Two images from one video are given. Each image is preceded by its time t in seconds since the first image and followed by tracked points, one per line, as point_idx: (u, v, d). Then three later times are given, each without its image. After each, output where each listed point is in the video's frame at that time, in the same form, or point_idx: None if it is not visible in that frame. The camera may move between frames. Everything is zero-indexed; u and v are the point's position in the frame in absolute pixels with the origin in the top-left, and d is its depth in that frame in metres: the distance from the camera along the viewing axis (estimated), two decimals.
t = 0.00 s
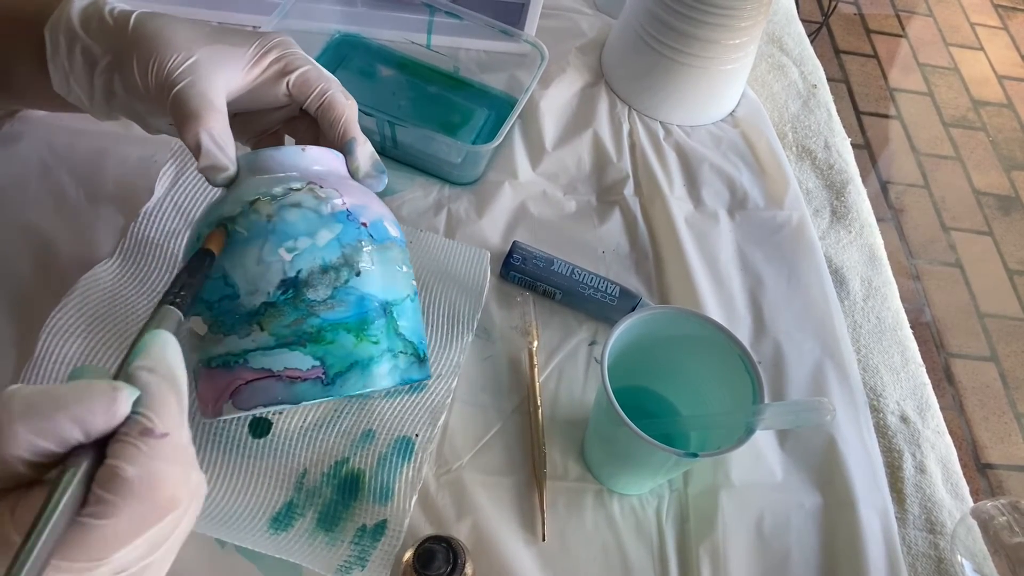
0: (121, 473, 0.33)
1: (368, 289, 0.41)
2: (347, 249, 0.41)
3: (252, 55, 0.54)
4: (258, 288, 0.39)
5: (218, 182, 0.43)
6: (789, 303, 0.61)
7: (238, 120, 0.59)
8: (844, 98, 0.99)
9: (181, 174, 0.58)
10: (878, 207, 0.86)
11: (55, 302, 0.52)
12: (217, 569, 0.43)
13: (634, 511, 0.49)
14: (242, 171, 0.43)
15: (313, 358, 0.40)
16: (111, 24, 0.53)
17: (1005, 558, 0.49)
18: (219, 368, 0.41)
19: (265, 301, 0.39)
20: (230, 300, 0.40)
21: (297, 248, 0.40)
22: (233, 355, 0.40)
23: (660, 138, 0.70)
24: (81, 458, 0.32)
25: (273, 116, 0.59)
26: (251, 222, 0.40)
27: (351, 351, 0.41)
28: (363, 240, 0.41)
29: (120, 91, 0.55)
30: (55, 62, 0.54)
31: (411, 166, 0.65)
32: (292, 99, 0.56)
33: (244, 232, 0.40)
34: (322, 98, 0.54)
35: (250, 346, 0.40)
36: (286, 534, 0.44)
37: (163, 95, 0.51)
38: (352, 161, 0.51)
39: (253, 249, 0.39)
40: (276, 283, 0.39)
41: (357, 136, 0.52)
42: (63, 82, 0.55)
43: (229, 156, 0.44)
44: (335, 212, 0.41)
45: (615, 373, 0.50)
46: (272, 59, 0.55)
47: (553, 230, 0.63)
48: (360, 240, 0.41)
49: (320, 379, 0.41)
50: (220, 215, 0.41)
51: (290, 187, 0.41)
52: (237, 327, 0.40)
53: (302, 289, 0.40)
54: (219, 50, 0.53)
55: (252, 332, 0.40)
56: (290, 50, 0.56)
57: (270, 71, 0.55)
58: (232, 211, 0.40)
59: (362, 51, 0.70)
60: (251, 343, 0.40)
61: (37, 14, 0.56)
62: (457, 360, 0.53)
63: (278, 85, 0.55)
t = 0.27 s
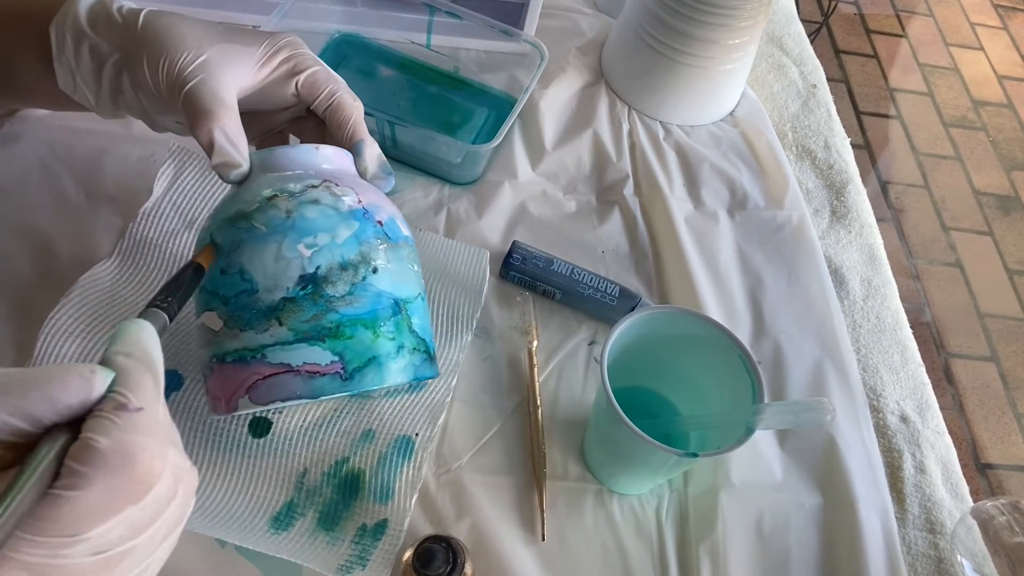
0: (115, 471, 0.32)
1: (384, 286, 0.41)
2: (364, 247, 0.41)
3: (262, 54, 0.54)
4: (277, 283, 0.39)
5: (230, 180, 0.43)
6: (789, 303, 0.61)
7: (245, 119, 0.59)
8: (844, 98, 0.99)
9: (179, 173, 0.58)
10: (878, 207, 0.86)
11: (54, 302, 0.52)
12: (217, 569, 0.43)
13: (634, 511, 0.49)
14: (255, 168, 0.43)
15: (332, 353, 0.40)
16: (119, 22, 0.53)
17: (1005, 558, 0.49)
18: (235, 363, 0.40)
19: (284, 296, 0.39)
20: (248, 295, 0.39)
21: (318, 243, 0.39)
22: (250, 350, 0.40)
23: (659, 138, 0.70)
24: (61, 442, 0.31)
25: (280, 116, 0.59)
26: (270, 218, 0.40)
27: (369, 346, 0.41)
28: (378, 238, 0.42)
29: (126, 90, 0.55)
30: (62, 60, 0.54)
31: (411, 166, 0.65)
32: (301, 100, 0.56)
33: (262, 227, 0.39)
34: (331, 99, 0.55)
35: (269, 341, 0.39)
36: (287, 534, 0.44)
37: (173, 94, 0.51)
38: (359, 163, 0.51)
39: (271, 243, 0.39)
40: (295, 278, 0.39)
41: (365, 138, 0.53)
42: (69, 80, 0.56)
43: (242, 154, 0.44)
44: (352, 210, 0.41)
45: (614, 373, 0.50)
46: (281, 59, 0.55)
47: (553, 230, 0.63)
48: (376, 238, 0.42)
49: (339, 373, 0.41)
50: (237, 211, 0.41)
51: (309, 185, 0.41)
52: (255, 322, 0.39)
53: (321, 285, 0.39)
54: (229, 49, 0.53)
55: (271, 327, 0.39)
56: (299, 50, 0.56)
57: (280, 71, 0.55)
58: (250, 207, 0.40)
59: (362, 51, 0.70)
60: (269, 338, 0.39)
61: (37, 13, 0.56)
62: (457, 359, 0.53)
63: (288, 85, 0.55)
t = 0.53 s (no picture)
0: (116, 471, 0.32)
1: (389, 287, 0.42)
2: (370, 248, 0.41)
3: (264, 55, 0.54)
4: (282, 284, 0.39)
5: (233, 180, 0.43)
6: (789, 303, 0.61)
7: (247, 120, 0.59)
8: (844, 97, 0.99)
9: (179, 173, 0.58)
10: (879, 207, 0.86)
11: (54, 302, 0.52)
12: (217, 569, 0.43)
13: (634, 511, 0.49)
14: (259, 168, 0.43)
15: (337, 354, 0.40)
16: (121, 22, 0.53)
17: (1005, 558, 0.49)
18: (239, 364, 0.40)
19: (289, 296, 0.39)
20: (253, 296, 0.39)
21: (324, 243, 0.39)
22: (254, 350, 0.40)
23: (659, 138, 0.70)
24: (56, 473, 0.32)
25: (282, 117, 0.59)
26: (275, 218, 0.39)
27: (374, 347, 0.41)
28: (383, 239, 0.42)
29: (129, 90, 0.55)
30: (64, 60, 0.54)
31: (411, 166, 0.65)
32: (303, 100, 0.57)
33: (267, 228, 0.39)
34: (333, 100, 0.55)
35: (274, 341, 0.40)
36: (289, 534, 0.44)
37: (177, 94, 0.51)
38: (362, 163, 0.51)
39: (276, 244, 0.39)
40: (300, 279, 0.39)
41: (368, 139, 0.53)
42: (71, 81, 0.55)
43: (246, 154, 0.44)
44: (358, 211, 0.41)
45: (615, 373, 0.50)
46: (284, 59, 0.55)
47: (554, 230, 0.63)
48: (381, 238, 0.42)
49: (345, 374, 0.41)
50: (241, 211, 0.40)
51: (314, 186, 0.41)
52: (260, 323, 0.39)
53: (327, 286, 0.39)
54: (232, 50, 0.53)
55: (276, 328, 0.39)
56: (301, 51, 0.56)
57: (282, 72, 0.55)
58: (255, 207, 0.40)
59: (363, 51, 0.70)
60: (274, 338, 0.39)
61: (37, 14, 0.56)
62: (457, 359, 0.53)
63: (291, 85, 0.55)
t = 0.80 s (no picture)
0: (115, 464, 0.32)
1: (392, 286, 0.42)
2: (374, 247, 0.41)
3: (267, 55, 0.54)
4: (286, 282, 0.39)
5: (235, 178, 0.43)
6: (789, 303, 0.61)
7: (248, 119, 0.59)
8: (844, 97, 0.99)
9: (178, 173, 0.58)
10: (879, 207, 0.86)
11: (54, 302, 0.52)
12: (217, 569, 0.43)
13: (634, 511, 0.49)
14: (261, 166, 0.43)
15: (341, 352, 0.40)
16: (124, 22, 0.53)
17: (1006, 558, 0.50)
18: (243, 361, 0.40)
19: (293, 295, 0.39)
20: (257, 293, 0.39)
21: (328, 241, 0.39)
22: (258, 348, 0.40)
23: (659, 138, 0.70)
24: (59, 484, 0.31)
25: (283, 116, 0.59)
26: (279, 217, 0.39)
27: (378, 345, 0.41)
28: (387, 238, 0.42)
29: (131, 89, 0.55)
30: (66, 60, 0.54)
31: (411, 166, 0.65)
32: (305, 100, 0.57)
33: (272, 226, 0.39)
34: (336, 100, 0.55)
35: (278, 339, 0.39)
36: (289, 534, 0.44)
37: (180, 94, 0.51)
38: (364, 163, 0.51)
39: (280, 242, 0.39)
40: (305, 277, 0.39)
41: (370, 138, 0.53)
42: (73, 81, 0.55)
43: (248, 152, 0.44)
44: (362, 210, 0.41)
45: (615, 373, 0.50)
46: (286, 59, 0.55)
47: (553, 230, 0.63)
48: (385, 237, 0.42)
49: (349, 372, 0.41)
50: (245, 208, 0.40)
51: (318, 184, 0.41)
52: (263, 321, 0.39)
53: (331, 284, 0.39)
54: (234, 49, 0.53)
55: (280, 326, 0.39)
56: (303, 51, 0.56)
57: (284, 72, 0.55)
58: (259, 205, 0.40)
59: (363, 51, 0.70)
60: (279, 336, 0.39)
61: (37, 14, 0.56)
62: (457, 359, 0.53)
63: (293, 85, 0.55)
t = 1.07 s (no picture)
0: (116, 461, 0.32)
1: (395, 286, 0.42)
2: (376, 247, 0.41)
3: (268, 55, 0.54)
4: (289, 283, 0.39)
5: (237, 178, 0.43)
6: (789, 303, 0.61)
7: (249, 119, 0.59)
8: (844, 98, 0.99)
9: (178, 173, 0.58)
10: (878, 207, 0.86)
11: (53, 302, 0.52)
12: (217, 569, 0.43)
13: (633, 511, 0.49)
14: (263, 167, 0.43)
15: (344, 352, 0.40)
16: (125, 22, 0.53)
17: (1005, 558, 0.50)
18: (246, 362, 0.40)
19: (296, 295, 0.39)
20: (259, 294, 0.39)
21: (331, 242, 0.39)
22: (261, 348, 0.40)
23: (659, 138, 0.70)
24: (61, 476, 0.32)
25: (284, 117, 0.59)
26: (282, 216, 0.39)
27: (381, 346, 0.41)
28: (389, 238, 0.42)
29: (132, 90, 0.55)
30: (67, 60, 0.54)
31: (411, 166, 0.65)
32: (306, 101, 0.57)
33: (274, 225, 0.39)
34: (337, 100, 0.55)
35: (281, 339, 0.39)
36: (289, 534, 0.44)
37: (181, 95, 0.51)
38: (364, 163, 0.51)
39: (283, 242, 0.39)
40: (307, 278, 0.39)
41: (371, 138, 0.53)
42: (73, 81, 0.55)
43: (250, 152, 0.44)
44: (365, 210, 0.41)
45: (615, 373, 0.50)
46: (287, 59, 0.55)
47: (553, 231, 0.63)
48: (387, 238, 0.42)
49: (352, 372, 0.41)
50: (247, 208, 0.40)
51: (320, 184, 0.41)
52: (266, 321, 0.39)
53: (333, 284, 0.39)
54: (236, 50, 0.53)
55: (284, 326, 0.39)
56: (305, 51, 0.56)
57: (285, 72, 0.55)
58: (261, 205, 0.40)
59: (362, 51, 0.70)
60: (281, 337, 0.39)
61: (38, 14, 0.56)
62: (457, 359, 0.53)
63: (294, 86, 0.55)
